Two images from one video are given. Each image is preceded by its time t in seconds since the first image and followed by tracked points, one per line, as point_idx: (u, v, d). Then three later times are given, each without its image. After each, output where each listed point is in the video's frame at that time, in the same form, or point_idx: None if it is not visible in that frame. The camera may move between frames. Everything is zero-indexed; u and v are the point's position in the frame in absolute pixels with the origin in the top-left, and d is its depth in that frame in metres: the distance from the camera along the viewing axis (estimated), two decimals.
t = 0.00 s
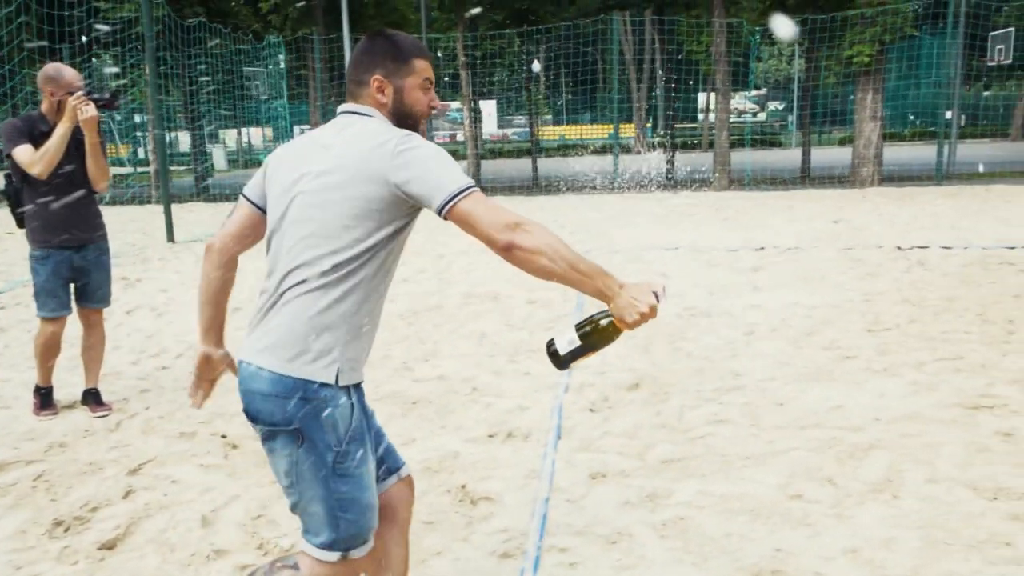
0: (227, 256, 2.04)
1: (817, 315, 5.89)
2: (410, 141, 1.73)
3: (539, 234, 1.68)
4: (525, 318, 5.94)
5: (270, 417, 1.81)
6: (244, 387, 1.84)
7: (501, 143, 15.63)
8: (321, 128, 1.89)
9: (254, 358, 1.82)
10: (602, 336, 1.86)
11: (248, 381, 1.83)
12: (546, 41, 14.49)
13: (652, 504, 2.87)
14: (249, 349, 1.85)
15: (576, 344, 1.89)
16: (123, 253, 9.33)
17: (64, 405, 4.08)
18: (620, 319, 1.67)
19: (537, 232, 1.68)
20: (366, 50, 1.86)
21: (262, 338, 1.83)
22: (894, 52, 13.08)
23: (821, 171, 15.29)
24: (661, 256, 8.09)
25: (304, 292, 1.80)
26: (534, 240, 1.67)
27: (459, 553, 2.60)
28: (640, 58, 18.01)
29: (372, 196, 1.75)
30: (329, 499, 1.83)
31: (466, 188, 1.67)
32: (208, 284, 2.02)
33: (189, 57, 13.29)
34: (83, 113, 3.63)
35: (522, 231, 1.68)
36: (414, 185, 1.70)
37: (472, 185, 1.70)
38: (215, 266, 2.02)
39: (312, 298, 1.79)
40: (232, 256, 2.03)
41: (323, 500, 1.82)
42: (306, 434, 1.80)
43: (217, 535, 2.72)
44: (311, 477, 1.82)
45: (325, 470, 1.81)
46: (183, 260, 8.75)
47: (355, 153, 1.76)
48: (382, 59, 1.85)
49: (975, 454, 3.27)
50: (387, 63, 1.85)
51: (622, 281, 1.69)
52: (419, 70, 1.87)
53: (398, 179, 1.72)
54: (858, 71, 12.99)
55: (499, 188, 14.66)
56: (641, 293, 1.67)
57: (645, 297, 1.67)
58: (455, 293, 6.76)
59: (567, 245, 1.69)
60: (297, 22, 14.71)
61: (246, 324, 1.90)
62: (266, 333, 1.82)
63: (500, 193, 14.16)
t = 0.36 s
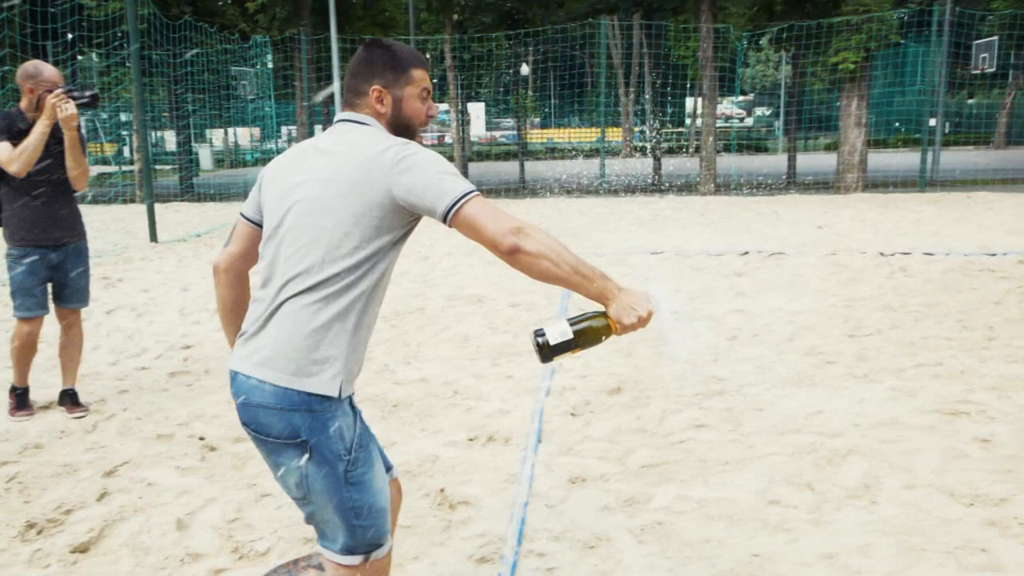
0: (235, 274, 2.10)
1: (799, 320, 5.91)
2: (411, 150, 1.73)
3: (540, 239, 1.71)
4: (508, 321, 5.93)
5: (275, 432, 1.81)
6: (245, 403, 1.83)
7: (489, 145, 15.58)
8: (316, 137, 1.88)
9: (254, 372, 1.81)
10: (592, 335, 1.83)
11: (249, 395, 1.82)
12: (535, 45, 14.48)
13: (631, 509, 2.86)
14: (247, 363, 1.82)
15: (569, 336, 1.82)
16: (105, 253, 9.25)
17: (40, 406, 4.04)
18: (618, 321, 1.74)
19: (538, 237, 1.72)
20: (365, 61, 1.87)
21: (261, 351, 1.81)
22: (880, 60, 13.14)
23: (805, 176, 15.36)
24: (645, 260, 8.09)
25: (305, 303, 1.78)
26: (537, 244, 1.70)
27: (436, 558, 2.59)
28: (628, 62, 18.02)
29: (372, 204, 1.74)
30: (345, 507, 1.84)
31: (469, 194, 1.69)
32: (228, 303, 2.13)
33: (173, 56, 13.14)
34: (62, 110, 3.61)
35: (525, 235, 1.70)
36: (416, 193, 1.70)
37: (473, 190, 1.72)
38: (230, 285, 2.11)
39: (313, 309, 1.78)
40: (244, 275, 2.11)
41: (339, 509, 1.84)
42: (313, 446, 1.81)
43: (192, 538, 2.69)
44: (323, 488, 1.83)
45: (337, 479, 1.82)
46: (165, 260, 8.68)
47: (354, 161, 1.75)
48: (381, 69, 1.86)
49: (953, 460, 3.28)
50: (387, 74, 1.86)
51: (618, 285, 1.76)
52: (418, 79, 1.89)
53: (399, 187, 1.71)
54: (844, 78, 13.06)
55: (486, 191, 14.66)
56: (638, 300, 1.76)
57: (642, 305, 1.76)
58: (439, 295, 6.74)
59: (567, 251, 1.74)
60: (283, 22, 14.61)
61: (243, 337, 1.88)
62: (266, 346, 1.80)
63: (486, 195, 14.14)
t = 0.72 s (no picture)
0: (238, 287, 2.19)
1: (777, 326, 5.95)
2: (402, 159, 1.74)
3: (532, 246, 1.73)
4: (488, 325, 5.92)
5: (275, 441, 1.80)
6: (243, 415, 1.82)
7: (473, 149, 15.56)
8: (307, 146, 1.88)
9: (252, 381, 1.80)
10: (592, 330, 1.84)
11: (247, 406, 1.81)
12: (519, 49, 14.51)
13: (606, 514, 2.86)
14: (244, 373, 1.81)
15: (572, 330, 1.82)
16: (82, 254, 9.15)
17: (11, 408, 3.98)
18: (616, 314, 1.78)
19: (529, 244, 1.73)
20: (360, 69, 1.89)
21: (257, 361, 1.80)
22: (860, 69, 13.26)
23: (787, 183, 15.47)
24: (626, 265, 8.12)
25: (303, 312, 1.78)
26: (528, 253, 1.72)
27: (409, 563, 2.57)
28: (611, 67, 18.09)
29: (366, 212, 1.75)
30: (356, 510, 1.84)
31: (461, 205, 1.71)
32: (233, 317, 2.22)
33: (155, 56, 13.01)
34: (37, 110, 3.55)
35: (517, 246, 1.72)
36: (410, 203, 1.71)
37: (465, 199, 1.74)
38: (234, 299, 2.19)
39: (311, 317, 1.78)
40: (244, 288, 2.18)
41: (349, 512, 1.84)
42: (315, 451, 1.80)
43: (162, 544, 2.66)
44: (332, 492, 1.82)
45: (343, 481, 1.82)
46: (144, 262, 8.60)
47: (346, 169, 1.76)
48: (376, 78, 1.88)
49: (927, 466, 3.31)
50: (381, 84, 1.88)
51: (614, 279, 1.81)
52: (412, 90, 1.91)
53: (392, 196, 1.73)
54: (825, 86, 13.18)
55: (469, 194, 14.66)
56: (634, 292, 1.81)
57: (637, 297, 1.81)
58: (419, 298, 6.72)
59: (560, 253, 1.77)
60: (265, 23, 14.53)
61: (237, 349, 1.86)
62: (263, 355, 1.79)
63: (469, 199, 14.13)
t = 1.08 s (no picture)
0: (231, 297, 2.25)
1: (750, 328, 5.98)
2: (389, 166, 1.75)
3: (516, 255, 1.77)
4: (463, 327, 5.91)
5: (269, 446, 1.77)
6: (232, 424, 1.78)
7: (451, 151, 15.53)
8: (290, 151, 1.87)
9: (240, 390, 1.76)
10: (590, 327, 2.01)
11: (237, 415, 1.77)
12: (498, 50, 14.51)
13: (577, 516, 2.86)
14: (230, 382, 1.78)
15: (569, 334, 2.00)
16: (52, 254, 9.03)
17: None
18: (610, 307, 1.87)
19: (515, 253, 1.77)
20: (349, 73, 1.89)
21: (244, 368, 1.77)
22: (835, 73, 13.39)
23: (763, 186, 15.59)
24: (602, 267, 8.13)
25: (293, 317, 1.76)
26: (514, 263, 1.76)
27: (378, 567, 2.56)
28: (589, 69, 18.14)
29: (354, 217, 1.75)
30: (363, 502, 1.84)
31: (446, 217, 1.72)
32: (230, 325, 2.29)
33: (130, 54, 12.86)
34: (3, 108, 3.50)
35: (500, 257, 1.76)
36: (400, 209, 1.72)
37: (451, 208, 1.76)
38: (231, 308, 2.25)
39: (299, 323, 1.77)
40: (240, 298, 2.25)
41: (357, 506, 1.84)
42: (313, 449, 1.78)
43: (128, 549, 2.63)
44: (337, 489, 1.82)
45: (346, 474, 1.82)
46: (115, 262, 8.50)
47: (332, 176, 1.76)
48: (365, 83, 1.88)
49: (896, 467, 3.34)
50: (371, 88, 1.87)
51: (604, 272, 1.88)
52: (400, 97, 1.91)
53: (381, 202, 1.73)
54: (800, 90, 13.31)
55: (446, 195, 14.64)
56: (624, 280, 1.89)
57: (630, 282, 1.89)
58: (393, 300, 6.70)
59: (546, 256, 1.82)
60: (242, 23, 14.41)
61: (219, 358, 1.83)
62: (250, 362, 1.76)
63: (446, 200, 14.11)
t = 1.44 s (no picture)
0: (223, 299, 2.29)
1: (725, 327, 6.02)
2: (374, 166, 1.76)
3: (505, 253, 1.77)
4: (438, 327, 5.89)
5: (264, 447, 1.78)
6: (224, 428, 1.79)
7: (429, 151, 15.48)
8: (272, 152, 1.88)
9: (229, 394, 1.77)
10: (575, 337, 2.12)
11: (227, 419, 1.78)
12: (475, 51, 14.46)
13: (550, 516, 2.86)
14: (219, 386, 1.79)
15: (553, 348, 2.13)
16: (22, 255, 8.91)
17: None
18: (592, 318, 1.87)
19: (503, 250, 1.78)
20: (335, 73, 1.93)
21: (232, 371, 1.78)
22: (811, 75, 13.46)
23: (739, 186, 15.67)
24: (578, 267, 8.14)
25: (282, 318, 1.78)
26: (501, 261, 1.77)
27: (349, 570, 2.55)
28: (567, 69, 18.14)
29: (338, 217, 1.76)
30: (365, 487, 1.87)
31: (432, 214, 1.73)
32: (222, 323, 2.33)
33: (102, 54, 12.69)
34: None
35: (487, 253, 1.77)
36: (384, 209, 1.73)
37: (437, 206, 1.77)
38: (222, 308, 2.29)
39: (286, 324, 1.78)
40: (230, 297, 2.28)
41: (358, 494, 1.87)
42: (308, 445, 1.80)
43: (95, 554, 2.60)
44: (336, 481, 1.84)
45: (345, 463, 1.84)
46: (87, 263, 8.40)
47: (317, 177, 1.77)
48: (350, 85, 1.92)
49: (867, 465, 3.37)
50: (355, 90, 1.92)
51: (586, 284, 1.85)
52: (385, 99, 1.96)
53: (366, 202, 1.74)
54: (775, 92, 13.41)
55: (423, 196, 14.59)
56: (607, 290, 1.88)
57: (613, 293, 1.88)
58: (369, 301, 6.67)
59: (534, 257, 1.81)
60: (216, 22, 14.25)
61: (206, 361, 1.84)
62: (238, 366, 1.77)
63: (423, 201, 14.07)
